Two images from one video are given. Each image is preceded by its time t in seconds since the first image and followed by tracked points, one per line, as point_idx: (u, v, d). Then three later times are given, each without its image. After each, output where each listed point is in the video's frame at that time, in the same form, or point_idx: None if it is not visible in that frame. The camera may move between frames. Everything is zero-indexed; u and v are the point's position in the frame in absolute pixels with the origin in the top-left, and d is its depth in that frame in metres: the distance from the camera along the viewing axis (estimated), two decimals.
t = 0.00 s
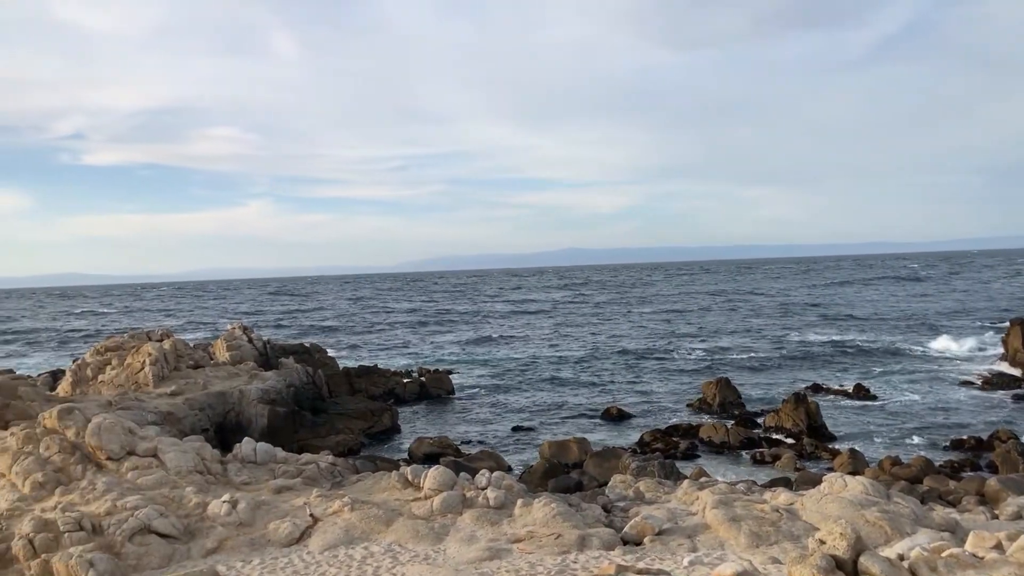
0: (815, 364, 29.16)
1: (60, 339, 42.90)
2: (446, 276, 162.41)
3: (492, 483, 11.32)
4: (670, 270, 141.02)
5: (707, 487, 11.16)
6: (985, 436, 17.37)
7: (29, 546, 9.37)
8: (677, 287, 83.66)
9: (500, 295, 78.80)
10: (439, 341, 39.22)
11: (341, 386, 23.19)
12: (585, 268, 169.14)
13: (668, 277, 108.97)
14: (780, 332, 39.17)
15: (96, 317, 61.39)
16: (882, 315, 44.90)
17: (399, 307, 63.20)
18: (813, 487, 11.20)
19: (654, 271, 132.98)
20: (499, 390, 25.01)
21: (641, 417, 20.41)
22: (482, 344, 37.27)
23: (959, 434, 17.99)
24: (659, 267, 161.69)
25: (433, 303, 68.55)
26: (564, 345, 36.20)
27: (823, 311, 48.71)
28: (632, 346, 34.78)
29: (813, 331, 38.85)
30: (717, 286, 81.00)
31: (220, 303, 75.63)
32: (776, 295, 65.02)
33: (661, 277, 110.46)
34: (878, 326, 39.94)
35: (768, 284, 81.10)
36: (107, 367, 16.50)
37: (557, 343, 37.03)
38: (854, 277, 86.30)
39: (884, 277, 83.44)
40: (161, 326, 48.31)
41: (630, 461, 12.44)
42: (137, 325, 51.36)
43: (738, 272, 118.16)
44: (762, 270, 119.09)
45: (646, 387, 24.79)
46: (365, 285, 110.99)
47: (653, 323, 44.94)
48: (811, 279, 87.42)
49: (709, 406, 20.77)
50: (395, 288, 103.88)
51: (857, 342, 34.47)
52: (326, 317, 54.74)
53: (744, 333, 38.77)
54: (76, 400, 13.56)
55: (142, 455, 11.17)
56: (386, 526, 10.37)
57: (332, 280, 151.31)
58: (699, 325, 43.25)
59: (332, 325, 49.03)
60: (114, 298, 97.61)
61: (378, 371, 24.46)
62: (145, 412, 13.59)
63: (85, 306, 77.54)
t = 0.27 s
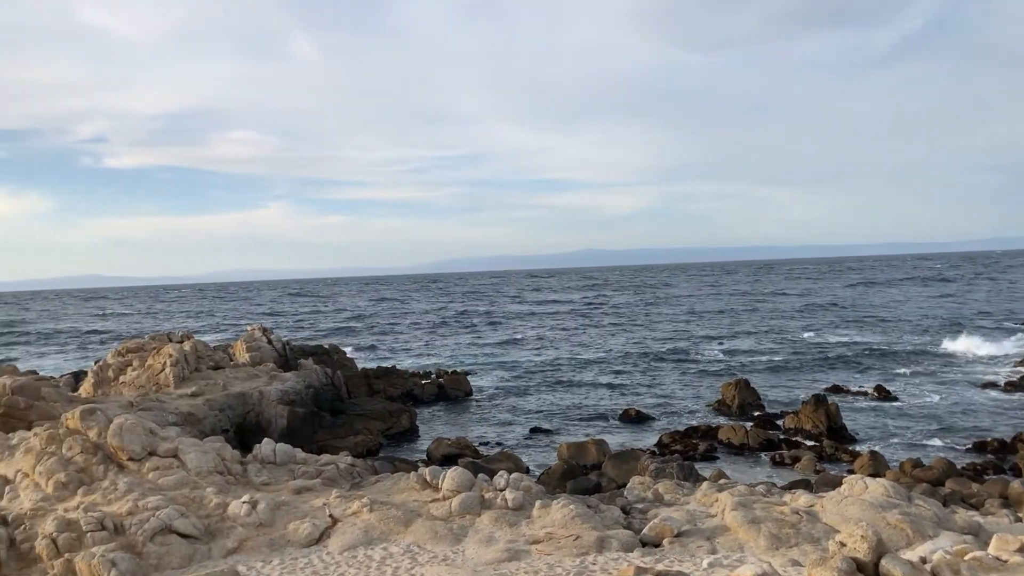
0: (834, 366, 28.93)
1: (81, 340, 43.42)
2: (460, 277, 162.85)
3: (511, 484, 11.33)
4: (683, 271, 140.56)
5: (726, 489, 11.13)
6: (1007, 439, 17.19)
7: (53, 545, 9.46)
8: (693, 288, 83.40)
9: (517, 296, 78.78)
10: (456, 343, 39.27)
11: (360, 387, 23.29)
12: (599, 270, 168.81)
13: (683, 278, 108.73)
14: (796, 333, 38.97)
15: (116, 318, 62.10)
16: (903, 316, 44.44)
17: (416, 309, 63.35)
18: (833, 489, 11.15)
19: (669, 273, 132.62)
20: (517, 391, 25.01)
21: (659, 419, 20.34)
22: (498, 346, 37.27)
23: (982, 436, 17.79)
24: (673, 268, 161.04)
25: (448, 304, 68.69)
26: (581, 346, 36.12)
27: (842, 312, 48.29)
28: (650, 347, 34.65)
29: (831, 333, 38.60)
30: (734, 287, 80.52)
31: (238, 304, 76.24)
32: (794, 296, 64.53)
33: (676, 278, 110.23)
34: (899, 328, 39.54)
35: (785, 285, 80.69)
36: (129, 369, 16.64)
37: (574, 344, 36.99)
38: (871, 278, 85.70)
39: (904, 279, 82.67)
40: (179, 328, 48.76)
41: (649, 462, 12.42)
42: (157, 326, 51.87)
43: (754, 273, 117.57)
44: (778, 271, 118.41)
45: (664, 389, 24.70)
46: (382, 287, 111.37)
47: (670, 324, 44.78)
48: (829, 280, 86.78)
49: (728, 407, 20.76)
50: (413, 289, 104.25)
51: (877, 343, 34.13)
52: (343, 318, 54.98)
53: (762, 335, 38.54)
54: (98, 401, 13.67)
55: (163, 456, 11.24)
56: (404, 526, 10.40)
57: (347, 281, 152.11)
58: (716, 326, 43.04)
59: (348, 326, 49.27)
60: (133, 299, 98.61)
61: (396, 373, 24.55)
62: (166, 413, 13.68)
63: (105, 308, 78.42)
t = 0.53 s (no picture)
0: (856, 367, 28.67)
1: (105, 340, 44.04)
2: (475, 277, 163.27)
3: (531, 484, 11.34)
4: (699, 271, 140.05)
5: (747, 490, 11.09)
6: None
7: (78, 543, 9.56)
8: (710, 288, 83.06)
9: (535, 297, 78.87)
10: (475, 343, 39.35)
11: (380, 387, 23.38)
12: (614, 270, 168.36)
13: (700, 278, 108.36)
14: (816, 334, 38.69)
15: (139, 318, 62.94)
16: (925, 317, 43.91)
17: (434, 309, 63.54)
18: (856, 491, 11.08)
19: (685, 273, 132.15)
20: (537, 391, 25.03)
21: (680, 420, 20.25)
22: (517, 346, 37.30)
23: (1007, 438, 17.57)
24: (689, 268, 160.18)
25: (465, 304, 68.86)
26: (599, 347, 36.05)
27: (863, 313, 47.78)
28: (669, 348, 34.54)
29: (851, 333, 38.30)
30: (753, 288, 79.99)
31: (258, 305, 76.91)
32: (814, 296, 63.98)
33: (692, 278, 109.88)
34: (921, 329, 39.09)
35: (804, 285, 80.23)
36: (152, 369, 16.82)
37: (592, 345, 36.91)
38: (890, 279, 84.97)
39: (926, 279, 81.72)
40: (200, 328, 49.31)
41: (670, 463, 12.39)
42: (178, 326, 52.46)
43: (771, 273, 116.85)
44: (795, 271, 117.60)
45: (684, 389, 24.60)
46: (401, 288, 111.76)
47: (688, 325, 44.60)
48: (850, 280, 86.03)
49: (749, 408, 20.74)
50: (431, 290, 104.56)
51: (900, 344, 33.76)
52: (363, 319, 55.30)
53: (782, 335, 38.28)
54: (122, 401, 13.79)
55: (186, 455, 11.33)
56: (425, 526, 10.44)
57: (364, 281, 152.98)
58: (735, 327, 42.82)
59: (367, 326, 49.53)
60: (154, 300, 99.72)
61: (417, 373, 24.65)
62: (188, 412, 13.77)
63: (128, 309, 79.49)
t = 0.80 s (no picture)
0: (881, 367, 28.35)
1: (132, 338, 44.65)
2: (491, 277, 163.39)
3: (554, 484, 11.33)
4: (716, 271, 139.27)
5: (771, 490, 11.03)
6: None
7: (105, 540, 9.67)
8: (730, 288, 82.56)
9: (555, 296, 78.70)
10: (496, 343, 39.38)
11: (403, 386, 23.51)
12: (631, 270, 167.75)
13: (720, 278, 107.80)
14: (839, 334, 38.35)
15: (164, 317, 63.77)
16: (951, 317, 43.29)
17: (454, 309, 63.65)
18: (882, 491, 11.00)
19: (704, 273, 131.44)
20: (560, 391, 24.99)
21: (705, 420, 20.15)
22: (538, 346, 37.27)
23: None
24: (707, 268, 159.16)
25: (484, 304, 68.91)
26: (621, 346, 35.91)
27: (887, 313, 47.19)
28: (691, 348, 34.36)
29: (875, 334, 37.87)
30: (774, 287, 79.34)
31: (280, 304, 77.46)
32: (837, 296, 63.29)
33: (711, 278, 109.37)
34: (947, 329, 38.56)
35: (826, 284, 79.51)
36: (178, 367, 16.98)
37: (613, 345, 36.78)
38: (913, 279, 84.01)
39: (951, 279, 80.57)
40: (224, 327, 49.84)
41: (693, 463, 12.35)
42: (202, 325, 53.06)
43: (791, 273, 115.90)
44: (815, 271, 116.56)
45: (707, 390, 24.45)
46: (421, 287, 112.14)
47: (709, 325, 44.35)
48: (874, 280, 85.10)
49: (774, 408, 20.66)
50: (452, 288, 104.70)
51: (926, 345, 33.32)
52: (384, 318, 55.55)
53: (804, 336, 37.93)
54: (149, 399, 13.93)
55: (211, 453, 11.41)
56: (448, 525, 10.47)
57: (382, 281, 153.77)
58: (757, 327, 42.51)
59: (387, 325, 49.80)
60: (177, 299, 100.83)
61: (440, 372, 24.71)
62: (214, 411, 13.87)
63: (153, 308, 80.52)
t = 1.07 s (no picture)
0: (907, 367, 28.01)
1: (159, 336, 45.27)
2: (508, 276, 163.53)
3: (578, 483, 11.34)
4: (734, 270, 138.45)
5: (797, 490, 10.97)
6: None
7: (134, 535, 9.78)
8: (751, 287, 81.99)
9: (577, 295, 78.45)
10: (519, 341, 39.40)
11: (427, 384, 23.61)
12: (649, 269, 166.93)
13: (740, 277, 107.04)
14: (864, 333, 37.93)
15: (190, 315, 64.59)
16: (979, 317, 42.60)
17: (475, 307, 63.72)
18: (910, 492, 10.94)
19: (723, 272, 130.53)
20: (584, 390, 24.95)
21: (730, 420, 20.04)
22: (561, 345, 37.22)
23: None
24: (727, 267, 157.98)
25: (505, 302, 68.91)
26: (643, 346, 35.77)
27: (913, 313, 46.56)
28: (715, 347, 34.14)
29: (901, 333, 37.41)
30: (798, 286, 78.55)
31: (302, 303, 77.91)
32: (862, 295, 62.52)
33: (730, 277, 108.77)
34: (975, 330, 37.96)
35: (849, 284, 78.75)
36: (205, 364, 17.13)
37: (635, 343, 36.66)
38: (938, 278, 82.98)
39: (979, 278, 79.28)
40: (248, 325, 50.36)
41: (718, 463, 12.32)
42: (226, 322, 53.65)
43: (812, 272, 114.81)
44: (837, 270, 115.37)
45: (732, 390, 24.30)
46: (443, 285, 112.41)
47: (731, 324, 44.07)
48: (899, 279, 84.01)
49: (800, 408, 20.58)
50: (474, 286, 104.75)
51: (954, 345, 32.83)
52: (406, 316, 55.74)
53: (829, 335, 37.56)
54: (177, 396, 14.09)
55: (238, 450, 11.50)
56: (472, 523, 10.49)
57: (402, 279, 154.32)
58: (780, 326, 42.16)
59: (408, 323, 50.04)
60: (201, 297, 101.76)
61: (464, 370, 24.77)
62: (240, 407, 13.98)
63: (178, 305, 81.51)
